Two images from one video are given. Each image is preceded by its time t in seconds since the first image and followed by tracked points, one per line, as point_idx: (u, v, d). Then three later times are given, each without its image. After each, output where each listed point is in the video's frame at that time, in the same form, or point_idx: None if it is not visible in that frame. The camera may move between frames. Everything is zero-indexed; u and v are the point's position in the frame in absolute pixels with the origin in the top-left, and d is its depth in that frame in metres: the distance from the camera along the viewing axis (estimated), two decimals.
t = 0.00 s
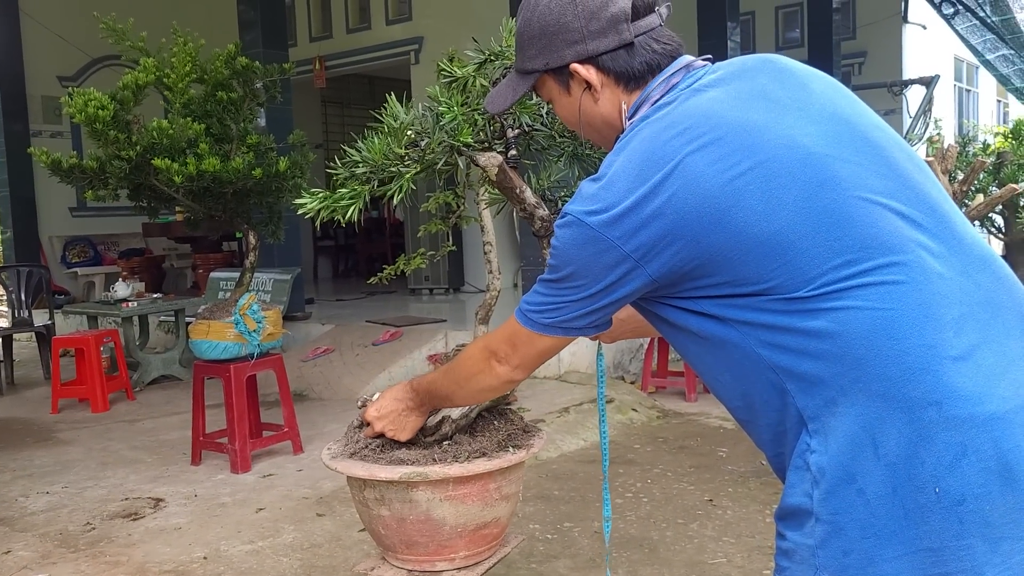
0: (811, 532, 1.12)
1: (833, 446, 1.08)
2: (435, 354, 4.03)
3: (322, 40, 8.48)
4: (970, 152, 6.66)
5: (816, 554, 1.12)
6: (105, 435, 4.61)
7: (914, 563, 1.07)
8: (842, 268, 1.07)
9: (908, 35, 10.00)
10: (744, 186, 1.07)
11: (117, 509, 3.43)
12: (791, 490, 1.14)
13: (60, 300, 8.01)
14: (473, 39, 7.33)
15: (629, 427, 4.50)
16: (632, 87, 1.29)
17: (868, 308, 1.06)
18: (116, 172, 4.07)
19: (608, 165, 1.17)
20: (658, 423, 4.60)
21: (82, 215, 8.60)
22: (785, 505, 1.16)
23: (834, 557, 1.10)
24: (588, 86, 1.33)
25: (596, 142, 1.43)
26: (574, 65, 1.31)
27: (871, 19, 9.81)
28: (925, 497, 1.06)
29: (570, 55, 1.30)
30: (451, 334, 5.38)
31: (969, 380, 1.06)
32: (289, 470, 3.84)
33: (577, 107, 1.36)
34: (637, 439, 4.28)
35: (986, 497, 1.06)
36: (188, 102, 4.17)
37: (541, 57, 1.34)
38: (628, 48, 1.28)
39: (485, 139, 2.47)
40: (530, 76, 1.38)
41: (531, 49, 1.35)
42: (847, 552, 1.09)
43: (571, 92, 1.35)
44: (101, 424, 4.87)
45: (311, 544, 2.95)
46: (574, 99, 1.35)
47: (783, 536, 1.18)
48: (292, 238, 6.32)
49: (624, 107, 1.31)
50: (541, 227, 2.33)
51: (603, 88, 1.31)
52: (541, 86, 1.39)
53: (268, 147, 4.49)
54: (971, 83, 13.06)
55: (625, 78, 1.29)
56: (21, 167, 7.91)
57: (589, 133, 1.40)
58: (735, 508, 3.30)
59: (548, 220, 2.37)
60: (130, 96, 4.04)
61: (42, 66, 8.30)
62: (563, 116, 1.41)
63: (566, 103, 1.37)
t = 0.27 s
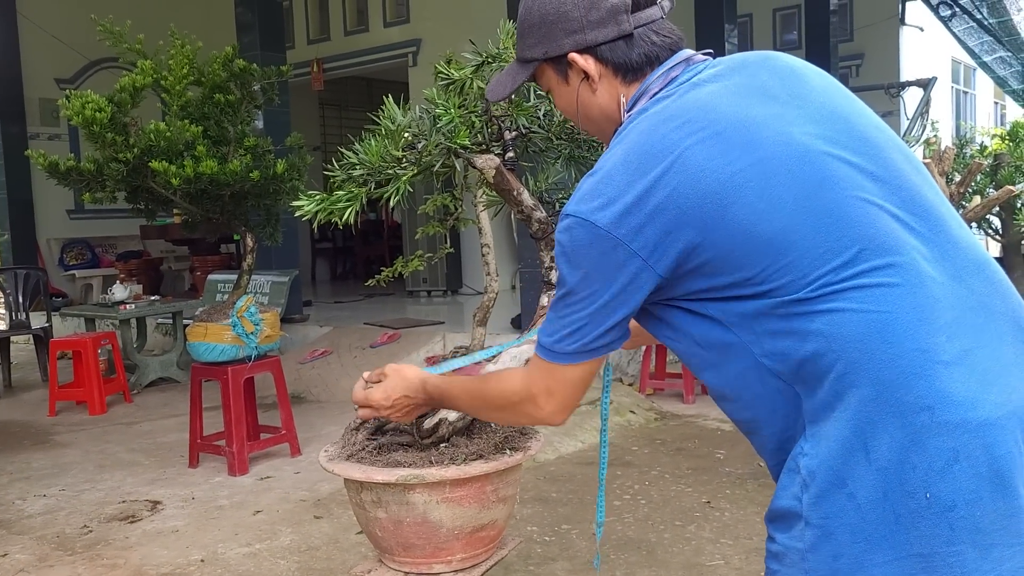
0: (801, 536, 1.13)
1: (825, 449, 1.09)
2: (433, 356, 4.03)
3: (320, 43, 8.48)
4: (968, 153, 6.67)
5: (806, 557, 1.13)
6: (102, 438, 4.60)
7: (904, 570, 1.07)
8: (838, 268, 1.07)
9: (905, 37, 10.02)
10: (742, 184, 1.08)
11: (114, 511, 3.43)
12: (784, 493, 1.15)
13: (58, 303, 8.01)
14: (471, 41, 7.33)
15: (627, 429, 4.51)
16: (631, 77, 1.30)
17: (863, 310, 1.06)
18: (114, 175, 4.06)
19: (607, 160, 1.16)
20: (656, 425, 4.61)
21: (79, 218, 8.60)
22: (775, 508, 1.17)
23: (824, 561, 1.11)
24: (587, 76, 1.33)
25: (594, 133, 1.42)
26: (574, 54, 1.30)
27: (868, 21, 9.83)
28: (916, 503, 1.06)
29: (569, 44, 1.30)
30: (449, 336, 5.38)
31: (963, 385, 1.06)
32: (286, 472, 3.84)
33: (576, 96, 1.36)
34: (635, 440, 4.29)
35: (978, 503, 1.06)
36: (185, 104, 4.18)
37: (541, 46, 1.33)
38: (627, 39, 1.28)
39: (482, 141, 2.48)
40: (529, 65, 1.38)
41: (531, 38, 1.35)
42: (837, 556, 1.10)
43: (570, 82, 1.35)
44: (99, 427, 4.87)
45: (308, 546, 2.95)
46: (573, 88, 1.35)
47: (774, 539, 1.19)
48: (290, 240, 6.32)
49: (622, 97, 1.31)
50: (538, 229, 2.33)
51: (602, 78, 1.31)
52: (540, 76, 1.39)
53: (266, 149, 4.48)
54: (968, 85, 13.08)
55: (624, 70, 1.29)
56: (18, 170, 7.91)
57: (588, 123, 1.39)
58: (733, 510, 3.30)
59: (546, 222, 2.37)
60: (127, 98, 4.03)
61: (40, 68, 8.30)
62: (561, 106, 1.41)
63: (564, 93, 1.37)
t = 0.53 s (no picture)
0: (825, 533, 1.09)
1: (862, 444, 1.05)
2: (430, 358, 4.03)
3: (318, 44, 8.48)
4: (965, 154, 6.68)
5: (831, 555, 1.09)
6: (100, 440, 4.60)
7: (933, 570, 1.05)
8: (882, 263, 1.04)
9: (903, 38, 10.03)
10: (787, 176, 1.04)
11: (112, 513, 3.42)
12: (804, 490, 1.11)
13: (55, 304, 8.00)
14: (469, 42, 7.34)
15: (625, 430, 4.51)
16: (659, 69, 1.24)
17: (904, 306, 1.03)
18: (112, 177, 4.05)
19: (639, 151, 1.11)
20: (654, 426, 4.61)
21: (77, 220, 8.60)
22: (796, 505, 1.12)
23: (852, 559, 1.07)
24: (616, 60, 1.26)
25: (613, 127, 1.35)
26: (606, 37, 1.25)
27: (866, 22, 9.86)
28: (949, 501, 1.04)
29: (603, 26, 1.24)
30: (447, 337, 5.40)
31: (995, 388, 1.05)
32: (284, 473, 3.84)
33: (599, 83, 1.29)
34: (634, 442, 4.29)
35: (1006, 504, 1.05)
36: (183, 106, 4.17)
37: (573, 24, 1.27)
38: (661, 29, 1.23)
39: (479, 143, 2.50)
40: (556, 45, 1.31)
41: (561, 17, 1.28)
42: (865, 554, 1.06)
43: (596, 66, 1.28)
44: (96, 428, 4.86)
45: (306, 548, 2.95)
46: (597, 75, 1.28)
47: (789, 538, 1.15)
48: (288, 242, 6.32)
49: (649, 88, 1.26)
50: (535, 230, 2.35)
51: (632, 64, 1.25)
52: (564, 59, 1.32)
53: (263, 151, 4.48)
54: (965, 86, 13.10)
55: (654, 58, 1.24)
56: (16, 172, 7.91)
57: (607, 114, 1.32)
58: (731, 511, 3.30)
59: (542, 223, 2.39)
60: (125, 99, 4.03)
61: (39, 70, 8.30)
62: (579, 94, 1.34)
63: (584, 79, 1.30)
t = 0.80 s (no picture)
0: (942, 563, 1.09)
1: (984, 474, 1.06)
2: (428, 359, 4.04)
3: (316, 45, 8.47)
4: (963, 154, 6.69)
5: None
6: (98, 441, 4.59)
7: None
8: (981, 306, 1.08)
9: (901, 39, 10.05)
10: (899, 225, 1.05)
11: (109, 514, 3.42)
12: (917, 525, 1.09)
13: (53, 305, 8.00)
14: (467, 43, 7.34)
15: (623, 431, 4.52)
16: (726, 120, 1.20)
17: (1002, 343, 1.08)
18: (108, 177, 4.05)
19: (748, 192, 1.04)
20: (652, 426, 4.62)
21: (75, 220, 8.60)
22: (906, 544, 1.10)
23: None
24: (684, 108, 1.20)
25: (667, 178, 1.28)
26: (678, 84, 1.18)
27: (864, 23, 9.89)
28: None
29: (675, 73, 1.18)
30: (445, 337, 5.38)
31: None
32: (282, 474, 3.83)
33: (661, 130, 1.22)
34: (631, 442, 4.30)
35: None
36: (180, 106, 4.16)
37: (641, 68, 1.19)
38: (730, 80, 1.19)
39: (475, 143, 2.50)
40: (616, 86, 1.22)
41: (627, 59, 1.20)
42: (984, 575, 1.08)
43: (663, 113, 1.21)
44: (94, 429, 4.86)
45: (303, 549, 2.95)
46: (661, 121, 1.22)
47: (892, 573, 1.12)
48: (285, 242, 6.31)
49: (715, 139, 1.21)
50: (530, 230, 2.33)
51: (700, 113, 1.20)
52: (622, 104, 1.24)
53: (260, 152, 4.48)
54: (963, 86, 13.12)
55: (724, 110, 1.19)
56: (13, 173, 7.91)
57: (667, 163, 1.25)
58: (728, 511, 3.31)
59: (538, 223, 2.38)
60: (122, 100, 4.03)
61: (36, 71, 8.30)
62: (631, 139, 1.26)
63: (644, 124, 1.23)
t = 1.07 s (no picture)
0: None
1: None
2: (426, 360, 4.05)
3: (314, 45, 8.47)
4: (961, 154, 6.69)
5: None
6: (96, 442, 4.59)
7: None
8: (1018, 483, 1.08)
9: (899, 39, 10.06)
10: (956, 401, 1.03)
11: (107, 515, 3.42)
12: None
13: (51, 306, 8.00)
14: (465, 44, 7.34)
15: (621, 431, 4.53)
16: (774, 280, 1.13)
17: None
18: (106, 178, 4.04)
19: (813, 362, 1.00)
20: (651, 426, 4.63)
21: (73, 221, 8.59)
22: None
23: None
24: (731, 264, 1.13)
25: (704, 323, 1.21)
26: (728, 239, 1.11)
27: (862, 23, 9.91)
28: None
29: (725, 230, 1.11)
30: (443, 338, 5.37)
31: None
32: (280, 475, 3.83)
33: (706, 281, 1.15)
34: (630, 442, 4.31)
35: None
36: (178, 107, 4.16)
37: (690, 219, 1.12)
38: (782, 236, 1.12)
39: (472, 143, 2.49)
40: (661, 230, 1.16)
41: (679, 206, 1.13)
42: None
43: (708, 265, 1.14)
44: (92, 430, 4.86)
45: (301, 550, 2.95)
46: (706, 272, 1.15)
47: None
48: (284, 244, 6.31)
49: (761, 298, 1.14)
50: (528, 231, 2.32)
51: (747, 271, 1.13)
52: (667, 248, 1.16)
53: (258, 152, 4.47)
54: (961, 86, 13.11)
55: (770, 271, 1.12)
56: (11, 174, 7.91)
57: (708, 312, 1.18)
58: (726, 511, 3.31)
59: (536, 224, 2.36)
60: (120, 101, 4.02)
61: (35, 72, 8.29)
62: (672, 285, 1.19)
63: (687, 272, 1.16)
